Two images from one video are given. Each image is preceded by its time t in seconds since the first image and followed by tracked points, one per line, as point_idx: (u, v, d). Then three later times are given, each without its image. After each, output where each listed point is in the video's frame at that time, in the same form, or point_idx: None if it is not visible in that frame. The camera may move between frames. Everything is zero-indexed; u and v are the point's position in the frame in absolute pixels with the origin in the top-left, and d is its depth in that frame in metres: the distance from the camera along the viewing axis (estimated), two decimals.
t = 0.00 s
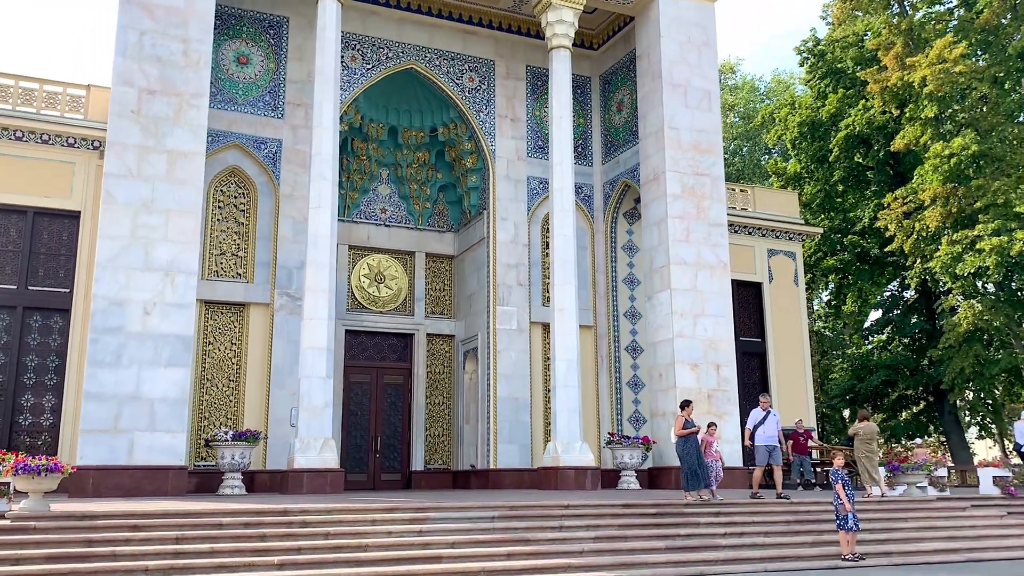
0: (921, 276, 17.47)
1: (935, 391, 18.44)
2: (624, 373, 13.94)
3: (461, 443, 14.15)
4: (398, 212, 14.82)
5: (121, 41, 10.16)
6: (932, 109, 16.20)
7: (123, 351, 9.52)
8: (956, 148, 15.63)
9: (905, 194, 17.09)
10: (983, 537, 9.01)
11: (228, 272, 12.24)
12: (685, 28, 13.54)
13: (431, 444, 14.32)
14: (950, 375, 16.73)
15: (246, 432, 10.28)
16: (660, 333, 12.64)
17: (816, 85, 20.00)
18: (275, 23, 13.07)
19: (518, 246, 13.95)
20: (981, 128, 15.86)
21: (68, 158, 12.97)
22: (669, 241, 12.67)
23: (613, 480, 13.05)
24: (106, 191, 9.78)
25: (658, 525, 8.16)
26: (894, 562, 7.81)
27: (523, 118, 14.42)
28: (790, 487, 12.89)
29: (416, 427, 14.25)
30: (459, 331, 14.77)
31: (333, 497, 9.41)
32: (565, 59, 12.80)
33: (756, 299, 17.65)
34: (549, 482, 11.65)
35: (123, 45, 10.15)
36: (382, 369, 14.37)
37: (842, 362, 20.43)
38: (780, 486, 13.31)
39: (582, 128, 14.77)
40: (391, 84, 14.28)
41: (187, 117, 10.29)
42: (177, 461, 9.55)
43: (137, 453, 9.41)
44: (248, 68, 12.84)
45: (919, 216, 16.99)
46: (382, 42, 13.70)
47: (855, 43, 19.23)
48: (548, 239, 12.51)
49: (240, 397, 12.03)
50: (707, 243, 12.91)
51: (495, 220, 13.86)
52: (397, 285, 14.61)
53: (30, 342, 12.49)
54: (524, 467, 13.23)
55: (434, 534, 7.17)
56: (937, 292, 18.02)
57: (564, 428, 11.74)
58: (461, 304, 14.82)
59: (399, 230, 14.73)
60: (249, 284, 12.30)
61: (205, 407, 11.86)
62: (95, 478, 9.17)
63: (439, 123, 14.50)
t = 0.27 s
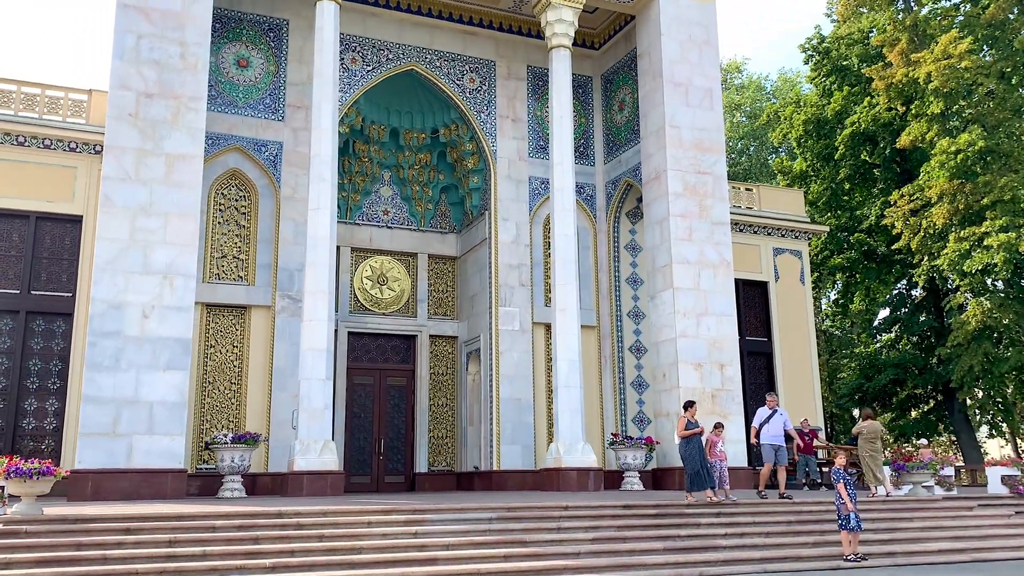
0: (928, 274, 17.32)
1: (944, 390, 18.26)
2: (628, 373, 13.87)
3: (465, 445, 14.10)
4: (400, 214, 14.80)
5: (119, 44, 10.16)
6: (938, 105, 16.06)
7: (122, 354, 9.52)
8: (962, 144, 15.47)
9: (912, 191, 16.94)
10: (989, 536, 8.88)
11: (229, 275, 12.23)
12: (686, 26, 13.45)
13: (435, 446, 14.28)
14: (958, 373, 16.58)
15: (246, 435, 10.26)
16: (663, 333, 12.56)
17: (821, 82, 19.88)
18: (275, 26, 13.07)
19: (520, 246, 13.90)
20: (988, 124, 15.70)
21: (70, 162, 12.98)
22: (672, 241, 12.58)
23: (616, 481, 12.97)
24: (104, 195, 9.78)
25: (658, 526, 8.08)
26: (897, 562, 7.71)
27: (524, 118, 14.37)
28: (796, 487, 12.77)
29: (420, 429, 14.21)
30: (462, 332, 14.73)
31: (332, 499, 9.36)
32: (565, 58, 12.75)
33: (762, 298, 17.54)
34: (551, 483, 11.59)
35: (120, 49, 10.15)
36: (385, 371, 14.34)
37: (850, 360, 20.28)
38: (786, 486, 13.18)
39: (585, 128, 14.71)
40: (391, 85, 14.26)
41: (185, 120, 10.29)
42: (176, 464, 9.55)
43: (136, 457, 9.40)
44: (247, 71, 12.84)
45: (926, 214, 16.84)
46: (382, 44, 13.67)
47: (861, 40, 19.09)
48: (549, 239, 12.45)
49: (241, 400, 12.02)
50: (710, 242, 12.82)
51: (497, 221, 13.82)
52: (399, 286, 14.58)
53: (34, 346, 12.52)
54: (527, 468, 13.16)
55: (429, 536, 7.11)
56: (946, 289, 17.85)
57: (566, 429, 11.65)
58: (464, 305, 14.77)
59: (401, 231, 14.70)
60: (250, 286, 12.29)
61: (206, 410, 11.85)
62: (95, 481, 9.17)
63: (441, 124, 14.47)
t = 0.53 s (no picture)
0: (940, 274, 17.10)
1: (958, 391, 18.04)
2: (634, 376, 13.75)
3: (471, 450, 14.01)
4: (405, 218, 14.74)
5: (118, 50, 10.13)
6: (949, 103, 15.86)
7: (121, 361, 9.47)
8: (974, 142, 15.27)
9: (922, 190, 16.73)
10: (1001, 541, 8.71)
11: (231, 280, 12.19)
12: (690, 25, 13.33)
13: (441, 451, 14.20)
14: (972, 374, 16.35)
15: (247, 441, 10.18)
16: (669, 336, 12.42)
17: (830, 82, 19.69)
18: (277, 31, 13.03)
19: (525, 249, 13.80)
20: (1000, 121, 15.48)
21: (74, 169, 12.97)
22: (677, 242, 12.45)
23: (622, 485, 12.85)
24: (103, 201, 9.74)
25: (660, 532, 7.95)
26: (905, 568, 7.55)
27: (528, 120, 14.28)
28: (805, 490, 12.61)
29: (425, 435, 14.14)
30: (467, 337, 14.65)
31: (332, 506, 9.29)
32: (569, 60, 12.65)
33: (771, 300, 17.35)
34: (556, 488, 11.47)
35: (119, 55, 10.12)
36: (390, 376, 14.26)
37: (862, 362, 20.07)
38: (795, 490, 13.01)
39: (589, 129, 14.61)
40: (395, 89, 14.21)
41: (185, 125, 10.25)
42: (177, 471, 9.49)
43: (136, 464, 9.34)
44: (250, 76, 12.81)
45: (937, 213, 16.62)
46: (385, 47, 13.62)
47: (869, 38, 18.89)
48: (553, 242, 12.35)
49: (245, 406, 11.96)
50: (716, 243, 12.68)
51: (501, 224, 13.72)
52: (404, 291, 14.52)
53: (38, 353, 12.51)
54: (533, 474, 13.05)
55: (426, 543, 7.01)
56: (958, 289, 17.63)
57: (571, 434, 11.52)
58: (469, 309, 14.68)
59: (405, 235, 14.64)
60: (253, 292, 12.24)
61: (209, 416, 11.81)
62: (94, 489, 9.10)
63: (444, 127, 14.41)
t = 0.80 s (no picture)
0: (951, 269, 16.89)
1: (971, 388, 17.82)
2: (641, 376, 13.65)
3: (477, 452, 13.93)
4: (409, 219, 14.70)
5: (116, 54, 10.13)
6: (958, 96, 15.67)
7: (122, 365, 9.46)
8: (983, 136, 15.06)
9: (932, 185, 16.54)
10: (1011, 539, 8.55)
11: (234, 283, 12.17)
12: (693, 21, 13.21)
13: (447, 453, 14.14)
14: (984, 371, 16.14)
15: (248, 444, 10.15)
16: (675, 335, 12.30)
17: (838, 77, 19.50)
18: (277, 33, 13.01)
19: (529, 249, 13.72)
20: (1010, 114, 15.27)
21: (77, 174, 12.99)
22: (681, 240, 12.34)
23: (629, 486, 12.74)
24: (103, 205, 9.74)
25: (663, 532, 7.86)
26: (911, 567, 7.42)
27: (531, 119, 14.20)
28: (814, 489, 12.47)
29: (431, 436, 14.08)
30: (473, 338, 14.57)
31: (333, 509, 9.23)
32: (570, 57, 12.57)
33: (780, 298, 17.19)
34: (561, 489, 11.39)
35: (118, 59, 10.12)
36: (395, 378, 14.21)
37: (873, 360, 19.88)
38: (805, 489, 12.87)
39: (593, 128, 14.52)
40: (397, 90, 14.17)
41: (184, 128, 10.24)
42: (178, 475, 9.46)
43: (137, 468, 9.32)
44: (251, 78, 12.79)
45: (948, 208, 16.41)
46: (386, 48, 13.57)
47: (877, 33, 18.70)
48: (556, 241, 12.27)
49: (249, 409, 11.94)
50: (721, 241, 12.57)
51: (505, 224, 13.64)
52: (409, 292, 14.46)
53: (43, 358, 12.50)
54: (539, 474, 12.96)
55: (423, 545, 6.94)
56: (970, 285, 17.41)
57: (576, 434, 11.42)
58: (474, 310, 14.61)
59: (410, 237, 14.59)
60: (256, 294, 12.21)
61: (213, 420, 11.79)
62: (96, 493, 9.11)
63: (447, 128, 14.36)
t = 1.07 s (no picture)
0: (960, 258, 16.68)
1: (982, 378, 17.61)
2: (645, 371, 13.53)
3: (482, 450, 13.85)
4: (410, 218, 14.62)
5: (108, 57, 10.08)
6: (963, 82, 15.47)
7: (119, 369, 9.40)
8: (989, 122, 14.86)
9: (938, 173, 16.34)
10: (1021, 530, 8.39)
11: (234, 286, 12.11)
12: (691, 12, 13.08)
13: (452, 452, 14.06)
14: (995, 360, 15.93)
15: (248, 447, 10.09)
16: (678, 329, 12.18)
17: (843, 67, 19.30)
18: (273, 33, 12.95)
19: (530, 246, 13.62)
20: (1016, 100, 15.05)
21: (76, 179, 12.95)
22: (683, 233, 12.21)
23: (635, 483, 12.63)
24: (97, 209, 9.69)
25: (664, 530, 7.74)
26: (917, 561, 7.29)
27: (530, 115, 14.10)
28: (822, 483, 12.32)
29: (436, 436, 14.00)
30: (476, 336, 14.48)
31: (333, 511, 9.16)
32: (567, 51, 12.46)
33: (786, 290, 17.03)
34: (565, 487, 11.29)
35: (110, 62, 10.07)
36: (399, 378, 14.14)
37: (883, 351, 19.69)
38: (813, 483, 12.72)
39: (593, 122, 14.40)
40: (395, 88, 14.10)
41: (177, 130, 10.19)
42: (178, 479, 9.41)
43: (136, 473, 9.27)
44: (247, 80, 12.74)
45: (955, 196, 16.20)
46: (383, 46, 13.50)
47: (881, 21, 18.49)
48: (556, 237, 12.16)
49: (251, 412, 11.89)
50: (723, 234, 12.43)
51: (505, 221, 13.54)
52: (411, 292, 14.39)
53: (45, 364, 12.45)
54: (544, 473, 12.87)
55: (419, 546, 6.84)
56: (979, 274, 17.19)
57: (579, 431, 11.32)
58: (477, 308, 14.52)
59: (411, 236, 14.52)
60: (256, 296, 12.15)
61: (215, 423, 11.73)
62: (95, 499, 9.05)
63: (446, 125, 14.27)
